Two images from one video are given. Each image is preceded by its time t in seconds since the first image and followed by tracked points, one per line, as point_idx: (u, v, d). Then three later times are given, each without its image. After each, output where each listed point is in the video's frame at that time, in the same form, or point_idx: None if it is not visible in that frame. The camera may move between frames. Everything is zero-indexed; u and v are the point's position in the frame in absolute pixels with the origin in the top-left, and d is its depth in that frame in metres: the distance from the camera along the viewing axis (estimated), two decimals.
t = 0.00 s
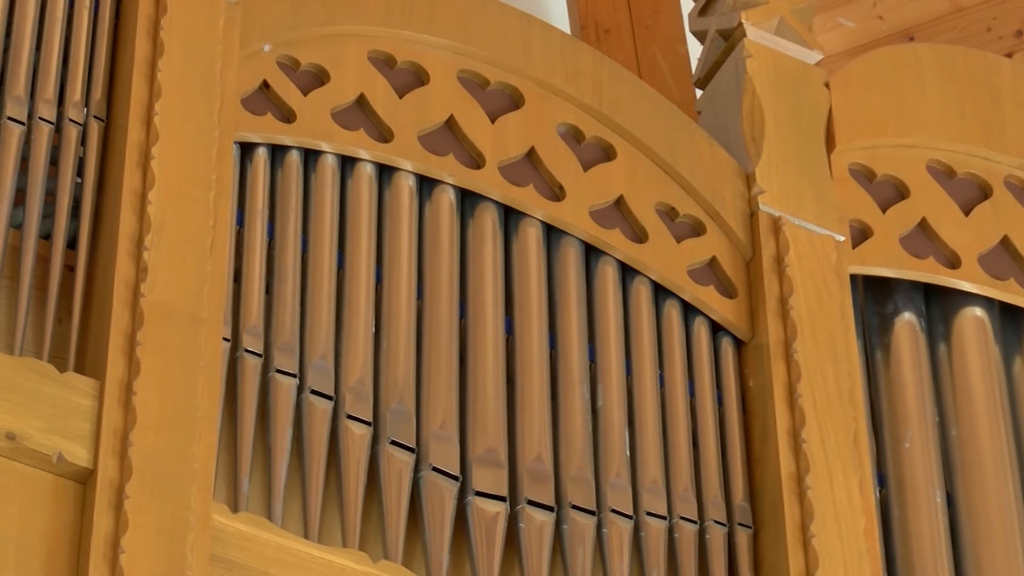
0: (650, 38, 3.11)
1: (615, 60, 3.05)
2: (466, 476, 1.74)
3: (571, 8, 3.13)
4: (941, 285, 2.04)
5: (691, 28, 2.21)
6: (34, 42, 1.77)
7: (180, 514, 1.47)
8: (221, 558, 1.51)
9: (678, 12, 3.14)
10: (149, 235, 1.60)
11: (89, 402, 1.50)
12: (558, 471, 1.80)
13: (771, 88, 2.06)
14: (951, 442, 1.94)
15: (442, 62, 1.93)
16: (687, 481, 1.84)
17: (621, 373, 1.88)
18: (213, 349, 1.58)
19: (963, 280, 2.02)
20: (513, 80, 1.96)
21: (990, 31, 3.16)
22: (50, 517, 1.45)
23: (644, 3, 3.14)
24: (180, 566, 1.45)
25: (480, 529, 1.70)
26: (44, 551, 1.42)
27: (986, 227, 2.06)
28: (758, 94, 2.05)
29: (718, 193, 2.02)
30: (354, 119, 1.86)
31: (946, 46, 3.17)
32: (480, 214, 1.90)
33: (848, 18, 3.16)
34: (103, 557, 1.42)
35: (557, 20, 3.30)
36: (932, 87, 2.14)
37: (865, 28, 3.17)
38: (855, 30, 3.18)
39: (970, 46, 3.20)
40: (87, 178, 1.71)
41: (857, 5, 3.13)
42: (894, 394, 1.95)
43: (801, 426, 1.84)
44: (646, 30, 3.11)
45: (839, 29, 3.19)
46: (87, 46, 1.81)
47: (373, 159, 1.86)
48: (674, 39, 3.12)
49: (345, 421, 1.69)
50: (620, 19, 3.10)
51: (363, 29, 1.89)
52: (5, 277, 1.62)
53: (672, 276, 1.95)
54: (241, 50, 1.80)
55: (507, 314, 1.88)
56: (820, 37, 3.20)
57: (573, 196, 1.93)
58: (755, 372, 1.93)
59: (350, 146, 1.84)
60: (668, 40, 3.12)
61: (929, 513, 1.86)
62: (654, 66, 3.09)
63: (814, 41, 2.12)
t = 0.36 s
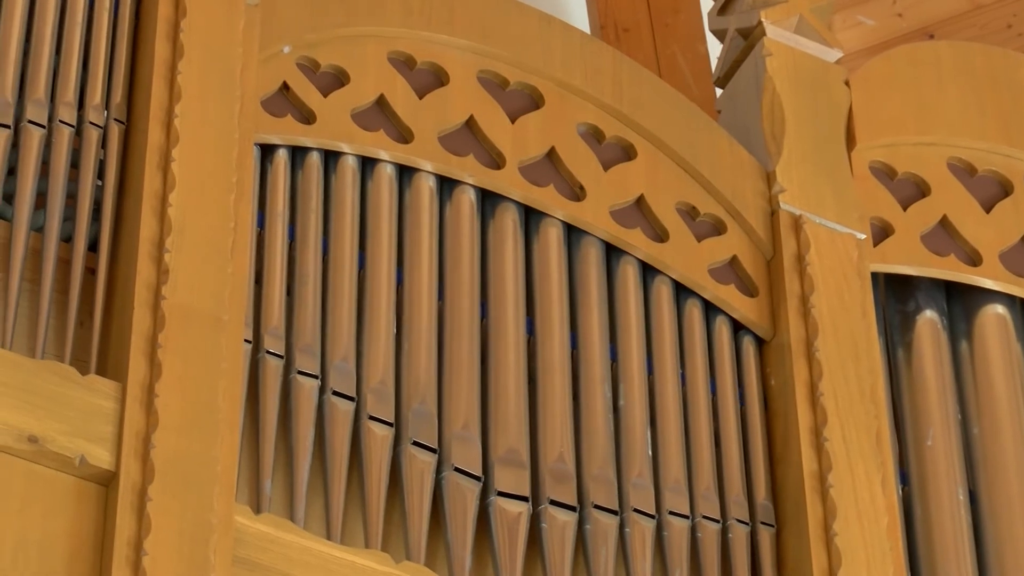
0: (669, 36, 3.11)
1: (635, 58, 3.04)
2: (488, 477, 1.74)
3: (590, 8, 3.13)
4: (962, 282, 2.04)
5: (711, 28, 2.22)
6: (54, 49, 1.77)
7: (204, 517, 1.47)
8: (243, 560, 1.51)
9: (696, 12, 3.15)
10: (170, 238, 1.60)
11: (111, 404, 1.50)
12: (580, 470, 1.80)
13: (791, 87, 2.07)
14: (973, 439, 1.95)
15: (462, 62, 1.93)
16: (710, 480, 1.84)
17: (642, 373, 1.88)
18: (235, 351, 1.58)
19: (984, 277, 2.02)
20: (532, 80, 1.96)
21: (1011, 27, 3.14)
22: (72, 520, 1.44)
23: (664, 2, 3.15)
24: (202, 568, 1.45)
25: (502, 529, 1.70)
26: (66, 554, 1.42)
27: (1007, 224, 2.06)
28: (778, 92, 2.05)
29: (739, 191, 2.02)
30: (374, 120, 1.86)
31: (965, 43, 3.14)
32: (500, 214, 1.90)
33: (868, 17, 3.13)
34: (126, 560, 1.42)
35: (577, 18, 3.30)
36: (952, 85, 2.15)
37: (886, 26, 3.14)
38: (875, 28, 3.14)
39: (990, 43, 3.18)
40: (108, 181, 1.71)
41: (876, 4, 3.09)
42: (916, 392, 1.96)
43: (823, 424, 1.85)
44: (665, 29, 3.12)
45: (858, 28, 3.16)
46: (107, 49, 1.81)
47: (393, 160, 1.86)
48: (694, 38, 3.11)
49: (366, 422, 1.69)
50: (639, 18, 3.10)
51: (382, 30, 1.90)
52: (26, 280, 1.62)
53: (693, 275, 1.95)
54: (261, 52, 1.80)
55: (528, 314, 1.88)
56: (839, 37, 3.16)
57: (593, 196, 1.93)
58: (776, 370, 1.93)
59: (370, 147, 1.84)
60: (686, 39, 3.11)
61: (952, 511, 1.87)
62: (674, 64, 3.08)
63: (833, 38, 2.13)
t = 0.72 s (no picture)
0: (692, 35, 3.09)
1: (658, 58, 3.03)
2: (514, 477, 1.73)
3: (613, 8, 3.14)
4: (987, 279, 2.04)
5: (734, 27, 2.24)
6: (77, 53, 1.76)
7: (231, 519, 1.47)
8: (270, 561, 1.50)
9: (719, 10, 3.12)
10: (195, 239, 1.60)
11: (137, 407, 1.49)
12: (606, 470, 1.80)
13: (815, 84, 2.07)
14: (999, 436, 1.95)
15: (485, 62, 1.93)
16: (736, 478, 1.84)
17: (668, 372, 1.88)
18: (260, 351, 1.58)
19: (1009, 274, 2.02)
20: (556, 80, 1.97)
21: None
22: (99, 523, 1.44)
23: None
24: (229, 569, 1.44)
25: (529, 529, 1.70)
26: (93, 557, 1.42)
27: None
28: (802, 90, 2.06)
29: (763, 189, 2.02)
30: (397, 121, 1.87)
31: (993, 38, 2.90)
32: (525, 214, 1.90)
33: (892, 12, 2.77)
34: (153, 563, 1.41)
35: (600, 18, 3.30)
36: (975, 81, 2.15)
37: (910, 23, 2.80)
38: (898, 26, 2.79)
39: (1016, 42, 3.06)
40: (132, 183, 1.70)
41: None
42: (941, 389, 1.96)
43: (849, 422, 1.85)
44: (688, 27, 3.10)
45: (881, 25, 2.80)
46: (131, 51, 1.81)
47: (417, 161, 1.86)
48: (717, 37, 3.10)
49: (392, 423, 1.69)
50: (662, 17, 3.08)
51: (405, 31, 1.90)
52: (52, 283, 1.61)
53: (718, 274, 1.95)
54: (284, 53, 1.80)
55: (552, 314, 1.88)
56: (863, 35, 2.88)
57: (617, 195, 1.93)
58: (802, 368, 1.93)
59: (394, 147, 1.84)
60: (709, 37, 3.10)
61: (979, 508, 1.87)
62: (698, 64, 3.08)
63: (856, 35, 2.13)
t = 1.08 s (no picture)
0: (721, 33, 3.10)
1: (686, 57, 3.05)
2: (545, 477, 1.73)
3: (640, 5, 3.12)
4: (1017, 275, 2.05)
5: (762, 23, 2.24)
6: (105, 56, 1.75)
7: (262, 521, 1.47)
8: (303, 563, 1.50)
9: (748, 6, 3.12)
10: (224, 242, 1.60)
11: (167, 410, 1.49)
12: (637, 470, 1.79)
13: (843, 81, 2.08)
14: None
15: (513, 63, 1.93)
16: (768, 477, 1.84)
17: (698, 371, 1.88)
18: (290, 356, 1.58)
19: None
20: (584, 79, 1.97)
21: None
22: (131, 525, 1.43)
23: None
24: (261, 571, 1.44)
25: (560, 529, 1.69)
26: (127, 559, 1.41)
27: None
28: (830, 88, 2.07)
29: (792, 187, 2.02)
30: (425, 121, 1.87)
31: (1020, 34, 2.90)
32: (554, 214, 1.90)
33: (919, 10, 2.84)
34: (185, 565, 1.41)
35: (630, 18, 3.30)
36: (1004, 77, 2.15)
37: (937, 19, 2.85)
38: (926, 21, 2.85)
39: None
40: (161, 187, 1.70)
41: None
42: (973, 385, 1.97)
43: (880, 419, 1.85)
44: (716, 26, 3.10)
45: (909, 22, 2.87)
46: (159, 54, 1.80)
47: (445, 162, 1.86)
48: (745, 33, 3.11)
49: (422, 424, 1.68)
50: (690, 15, 3.09)
51: (433, 32, 1.90)
52: (82, 288, 1.61)
53: (748, 273, 1.95)
54: (312, 55, 1.80)
55: (582, 314, 1.88)
56: (891, 31, 2.90)
57: (646, 194, 1.93)
58: (832, 366, 1.93)
59: (422, 148, 1.84)
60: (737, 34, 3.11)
61: (1011, 505, 1.87)
62: (726, 61, 3.09)
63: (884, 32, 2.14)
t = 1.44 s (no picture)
0: (751, 31, 3.10)
1: (717, 55, 3.06)
2: (579, 476, 1.73)
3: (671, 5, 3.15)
4: None
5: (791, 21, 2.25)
6: (135, 59, 1.74)
7: (295, 522, 1.46)
8: (338, 565, 1.48)
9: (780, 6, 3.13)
10: (256, 245, 1.59)
11: (201, 412, 1.48)
12: (671, 469, 1.79)
13: (874, 79, 2.09)
14: None
15: (544, 63, 1.94)
16: (802, 474, 1.84)
17: (731, 370, 1.87)
18: (321, 357, 1.57)
19: None
20: (614, 78, 1.97)
21: None
22: (167, 527, 1.43)
23: None
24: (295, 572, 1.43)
25: (594, 529, 1.69)
26: (160, 559, 1.41)
27: None
28: (861, 86, 2.07)
29: (823, 184, 2.02)
30: (456, 122, 1.86)
31: None
32: (585, 213, 1.90)
33: (949, 5, 2.88)
34: (219, 567, 1.41)
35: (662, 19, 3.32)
36: None
37: (967, 14, 2.89)
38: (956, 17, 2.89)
39: None
40: (192, 190, 1.69)
41: None
42: (1007, 381, 1.98)
43: (913, 416, 1.85)
44: (747, 23, 3.11)
45: (941, 16, 2.91)
46: (189, 56, 1.80)
47: (476, 162, 1.86)
48: (776, 32, 3.10)
49: (456, 424, 1.68)
50: (721, 14, 3.11)
51: (463, 33, 1.90)
52: (114, 292, 1.61)
53: (780, 270, 1.95)
54: (341, 57, 1.80)
55: (614, 313, 1.88)
56: (921, 26, 2.91)
57: (678, 193, 1.93)
58: (865, 363, 1.93)
59: (454, 149, 1.84)
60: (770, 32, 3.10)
61: None
62: (756, 58, 3.08)
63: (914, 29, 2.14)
